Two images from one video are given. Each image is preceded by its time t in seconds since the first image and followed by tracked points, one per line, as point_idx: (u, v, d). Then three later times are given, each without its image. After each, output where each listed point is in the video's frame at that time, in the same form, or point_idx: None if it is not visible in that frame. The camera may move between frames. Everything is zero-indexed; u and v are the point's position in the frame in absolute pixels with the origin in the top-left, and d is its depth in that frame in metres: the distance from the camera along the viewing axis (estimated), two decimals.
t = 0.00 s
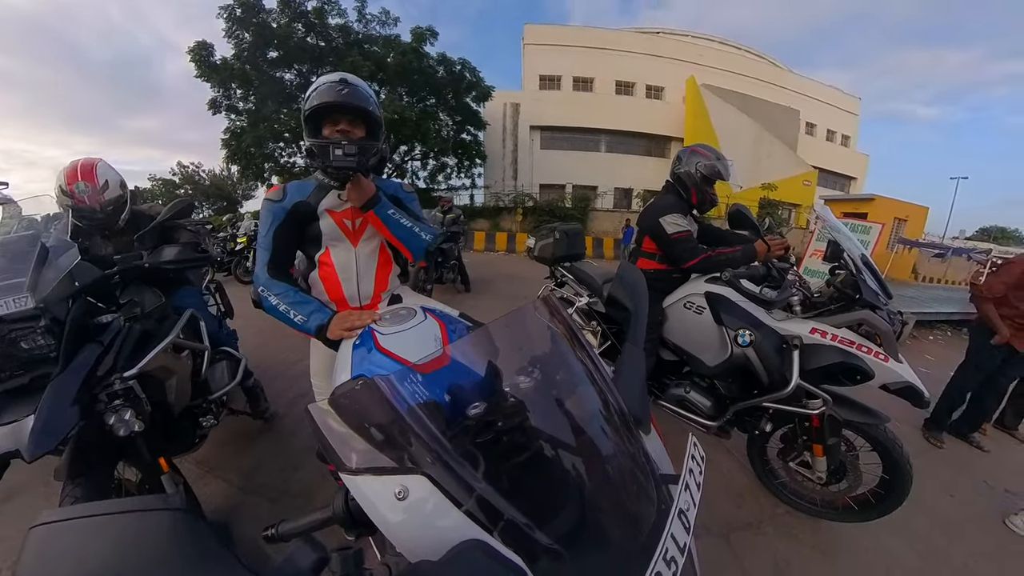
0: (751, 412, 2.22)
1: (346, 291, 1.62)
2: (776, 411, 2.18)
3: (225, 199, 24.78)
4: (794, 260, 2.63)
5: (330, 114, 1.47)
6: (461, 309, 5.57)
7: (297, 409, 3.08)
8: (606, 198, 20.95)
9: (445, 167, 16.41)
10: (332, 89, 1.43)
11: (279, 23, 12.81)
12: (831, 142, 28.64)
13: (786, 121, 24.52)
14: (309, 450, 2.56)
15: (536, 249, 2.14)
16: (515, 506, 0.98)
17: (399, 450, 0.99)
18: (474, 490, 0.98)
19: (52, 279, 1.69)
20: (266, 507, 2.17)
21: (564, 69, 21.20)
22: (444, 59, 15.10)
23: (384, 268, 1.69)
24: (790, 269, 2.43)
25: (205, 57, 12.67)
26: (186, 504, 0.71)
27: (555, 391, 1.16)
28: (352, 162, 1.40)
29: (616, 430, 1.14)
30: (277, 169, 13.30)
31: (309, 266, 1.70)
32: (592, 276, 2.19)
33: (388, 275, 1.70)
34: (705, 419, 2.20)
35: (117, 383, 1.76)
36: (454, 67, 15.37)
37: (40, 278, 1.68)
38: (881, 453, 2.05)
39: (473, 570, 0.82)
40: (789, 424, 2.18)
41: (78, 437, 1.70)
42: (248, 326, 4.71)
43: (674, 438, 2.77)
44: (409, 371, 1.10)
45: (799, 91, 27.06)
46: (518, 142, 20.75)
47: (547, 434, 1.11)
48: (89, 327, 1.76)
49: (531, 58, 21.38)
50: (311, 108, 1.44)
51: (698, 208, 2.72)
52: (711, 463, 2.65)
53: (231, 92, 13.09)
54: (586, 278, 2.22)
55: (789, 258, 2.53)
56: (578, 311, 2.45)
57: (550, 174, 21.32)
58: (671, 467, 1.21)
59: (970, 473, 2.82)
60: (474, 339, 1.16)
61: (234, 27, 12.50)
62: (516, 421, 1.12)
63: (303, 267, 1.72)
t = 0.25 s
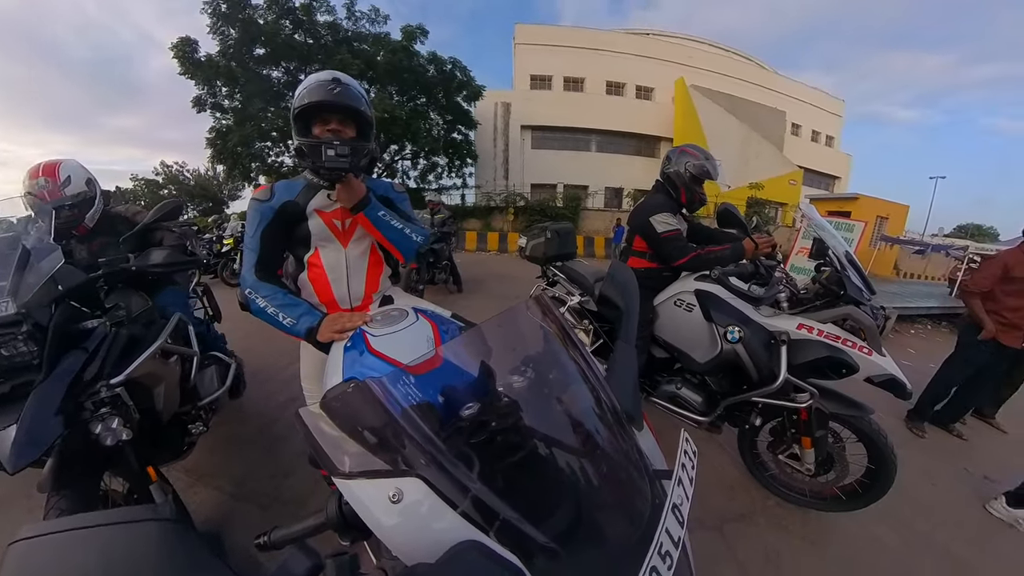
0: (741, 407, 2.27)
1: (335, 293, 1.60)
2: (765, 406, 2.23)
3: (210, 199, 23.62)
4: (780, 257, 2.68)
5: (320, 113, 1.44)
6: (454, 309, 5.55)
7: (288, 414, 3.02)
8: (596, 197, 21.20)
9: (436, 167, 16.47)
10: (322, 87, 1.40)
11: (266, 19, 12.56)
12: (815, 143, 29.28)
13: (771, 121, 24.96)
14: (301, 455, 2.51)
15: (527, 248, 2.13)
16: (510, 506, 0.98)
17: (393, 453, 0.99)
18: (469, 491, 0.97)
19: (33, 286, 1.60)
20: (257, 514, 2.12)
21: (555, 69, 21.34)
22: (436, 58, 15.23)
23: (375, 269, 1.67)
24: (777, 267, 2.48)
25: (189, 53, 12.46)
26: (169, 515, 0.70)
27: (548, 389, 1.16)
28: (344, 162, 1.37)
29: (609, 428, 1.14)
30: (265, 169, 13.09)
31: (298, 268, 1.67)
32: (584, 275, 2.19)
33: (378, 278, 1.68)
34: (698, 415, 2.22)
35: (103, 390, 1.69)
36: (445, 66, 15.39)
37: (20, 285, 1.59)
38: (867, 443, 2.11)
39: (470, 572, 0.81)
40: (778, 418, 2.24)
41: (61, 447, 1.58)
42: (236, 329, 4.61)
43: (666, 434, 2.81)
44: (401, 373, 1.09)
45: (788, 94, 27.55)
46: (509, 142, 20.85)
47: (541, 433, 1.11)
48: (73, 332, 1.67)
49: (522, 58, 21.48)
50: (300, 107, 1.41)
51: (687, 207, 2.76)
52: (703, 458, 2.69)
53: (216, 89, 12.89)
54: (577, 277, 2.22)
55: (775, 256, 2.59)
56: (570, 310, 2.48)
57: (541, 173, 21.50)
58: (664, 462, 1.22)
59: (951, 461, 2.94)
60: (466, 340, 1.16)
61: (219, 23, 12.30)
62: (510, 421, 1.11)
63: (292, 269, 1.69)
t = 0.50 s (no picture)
0: (732, 402, 2.31)
1: (327, 293, 1.57)
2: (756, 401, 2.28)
3: (197, 199, 22.87)
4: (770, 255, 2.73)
5: (311, 112, 1.41)
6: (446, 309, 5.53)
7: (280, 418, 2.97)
8: (587, 197, 21.41)
9: (428, 166, 16.48)
10: (314, 86, 1.38)
11: (254, 16, 12.37)
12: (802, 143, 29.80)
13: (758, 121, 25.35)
14: (294, 459, 2.47)
15: (520, 248, 2.11)
16: (506, 506, 0.98)
17: (387, 455, 0.98)
18: (464, 492, 0.97)
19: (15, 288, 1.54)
20: (250, 521, 2.08)
21: (547, 69, 21.43)
22: (427, 57, 15.11)
23: (367, 270, 1.65)
24: (766, 265, 2.52)
25: (174, 50, 12.25)
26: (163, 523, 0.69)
27: (543, 389, 1.16)
28: (339, 162, 1.35)
29: (604, 426, 1.15)
30: (253, 169, 12.94)
31: (288, 269, 1.64)
32: (576, 275, 2.26)
33: (370, 279, 1.65)
34: (690, 412, 2.27)
35: (87, 398, 1.63)
36: (436, 65, 15.36)
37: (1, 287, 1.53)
38: (854, 436, 2.16)
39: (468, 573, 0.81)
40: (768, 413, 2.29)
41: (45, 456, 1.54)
42: (225, 332, 4.52)
43: (660, 430, 2.84)
44: (394, 375, 1.08)
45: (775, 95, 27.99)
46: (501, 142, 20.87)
47: (536, 433, 1.11)
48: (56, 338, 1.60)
49: (514, 57, 21.53)
50: (291, 106, 1.38)
51: (678, 206, 2.78)
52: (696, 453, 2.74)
53: (202, 87, 12.70)
54: (570, 277, 2.27)
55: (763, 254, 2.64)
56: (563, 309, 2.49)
57: (533, 173, 21.57)
58: (658, 459, 1.23)
59: (937, 451, 3.03)
60: (460, 340, 1.16)
61: (206, 19, 12.10)
62: (505, 421, 1.11)
63: (281, 271, 1.66)
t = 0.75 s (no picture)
0: (723, 397, 2.33)
1: (317, 295, 1.54)
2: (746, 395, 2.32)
3: (181, 201, 22.45)
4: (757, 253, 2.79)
5: (299, 111, 1.39)
6: (440, 309, 5.52)
7: (271, 423, 2.91)
8: (579, 197, 21.61)
9: (418, 166, 16.24)
10: (303, 84, 1.36)
11: (240, 12, 12.23)
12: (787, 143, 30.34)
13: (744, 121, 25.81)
14: (286, 464, 2.43)
15: (512, 248, 2.12)
16: (502, 505, 0.98)
17: (381, 458, 0.97)
18: (460, 493, 0.97)
19: None
20: (241, 528, 2.03)
21: (538, 69, 21.53)
22: (417, 56, 14.90)
23: (357, 271, 1.62)
24: (754, 262, 2.57)
25: (156, 46, 12.05)
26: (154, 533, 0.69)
27: (536, 387, 1.17)
28: (329, 163, 1.33)
29: (597, 423, 1.15)
30: (240, 169, 12.85)
31: (277, 271, 1.61)
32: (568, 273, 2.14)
33: (361, 279, 1.63)
34: (682, 407, 2.34)
35: (70, 407, 1.53)
36: (427, 64, 15.09)
37: None
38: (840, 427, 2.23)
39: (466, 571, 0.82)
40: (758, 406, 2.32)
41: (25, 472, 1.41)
42: (214, 335, 4.44)
43: (652, 426, 2.89)
44: (387, 376, 1.07)
45: (762, 96, 28.51)
46: (493, 141, 20.94)
47: (530, 431, 1.11)
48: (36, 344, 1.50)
49: (505, 57, 21.58)
50: (279, 104, 1.36)
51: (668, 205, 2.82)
52: (689, 448, 2.78)
53: (186, 84, 12.51)
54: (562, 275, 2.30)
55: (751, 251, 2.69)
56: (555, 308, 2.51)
57: (524, 173, 21.58)
58: (651, 454, 1.24)
59: (920, 440, 3.13)
60: (452, 341, 1.15)
61: (190, 15, 11.91)
62: (498, 420, 1.11)
63: (269, 273, 1.63)
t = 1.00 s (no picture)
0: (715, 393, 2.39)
1: (308, 297, 1.52)
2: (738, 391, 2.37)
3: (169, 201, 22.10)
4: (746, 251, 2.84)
5: (288, 109, 1.37)
6: (433, 309, 5.52)
7: (262, 427, 2.86)
8: (570, 196, 21.81)
9: (410, 165, 16.77)
10: (292, 82, 1.33)
11: (228, 8, 11.96)
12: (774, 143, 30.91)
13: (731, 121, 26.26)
14: (280, 469, 2.39)
15: (503, 248, 2.10)
16: (498, 505, 0.98)
17: (376, 460, 0.95)
18: (456, 493, 0.96)
19: None
20: (234, 536, 1.99)
21: (529, 68, 21.64)
22: (409, 55, 15.31)
23: (349, 271, 1.60)
24: (743, 260, 2.63)
25: (140, 42, 11.69)
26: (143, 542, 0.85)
27: (531, 386, 1.17)
28: (319, 163, 1.31)
29: (591, 420, 1.16)
30: (227, 168, 12.73)
31: (266, 272, 1.57)
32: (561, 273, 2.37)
33: (352, 279, 1.61)
34: (676, 404, 2.34)
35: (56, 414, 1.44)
36: (417, 63, 15.56)
37: None
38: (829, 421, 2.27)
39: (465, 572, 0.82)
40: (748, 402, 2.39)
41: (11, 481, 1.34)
42: (203, 338, 4.35)
43: (646, 422, 2.92)
44: (380, 378, 1.06)
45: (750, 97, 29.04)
46: (484, 141, 20.98)
47: (525, 430, 1.11)
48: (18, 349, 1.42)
49: (496, 57, 21.64)
50: (268, 102, 1.33)
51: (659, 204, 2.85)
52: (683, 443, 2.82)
53: (172, 82, 12.27)
54: (555, 275, 2.40)
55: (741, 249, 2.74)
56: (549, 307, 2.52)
57: (516, 172, 21.68)
58: (646, 450, 1.25)
59: (905, 432, 3.23)
60: (446, 341, 1.15)
61: (175, 11, 11.62)
62: (493, 420, 1.11)
63: (258, 274, 1.59)
